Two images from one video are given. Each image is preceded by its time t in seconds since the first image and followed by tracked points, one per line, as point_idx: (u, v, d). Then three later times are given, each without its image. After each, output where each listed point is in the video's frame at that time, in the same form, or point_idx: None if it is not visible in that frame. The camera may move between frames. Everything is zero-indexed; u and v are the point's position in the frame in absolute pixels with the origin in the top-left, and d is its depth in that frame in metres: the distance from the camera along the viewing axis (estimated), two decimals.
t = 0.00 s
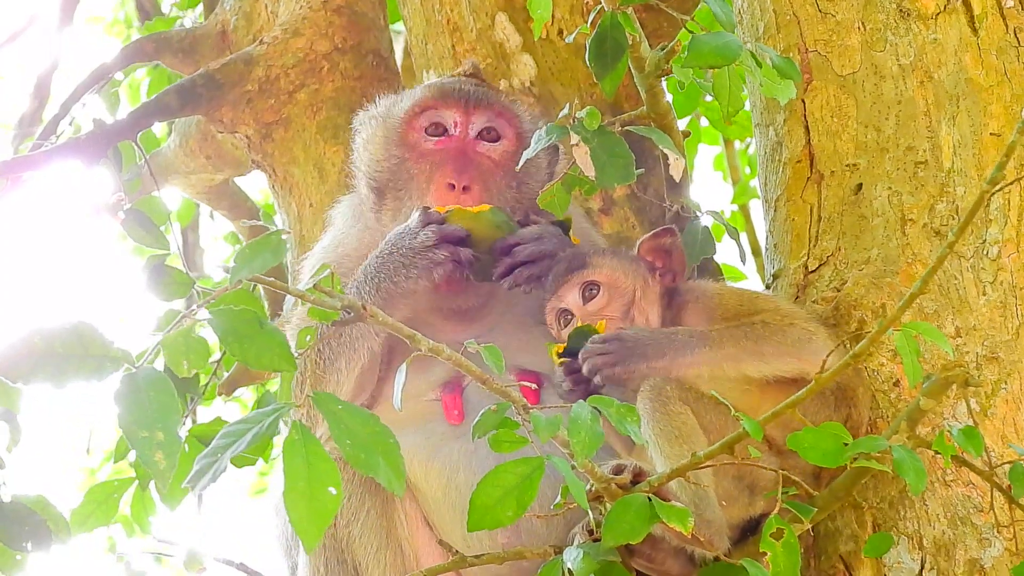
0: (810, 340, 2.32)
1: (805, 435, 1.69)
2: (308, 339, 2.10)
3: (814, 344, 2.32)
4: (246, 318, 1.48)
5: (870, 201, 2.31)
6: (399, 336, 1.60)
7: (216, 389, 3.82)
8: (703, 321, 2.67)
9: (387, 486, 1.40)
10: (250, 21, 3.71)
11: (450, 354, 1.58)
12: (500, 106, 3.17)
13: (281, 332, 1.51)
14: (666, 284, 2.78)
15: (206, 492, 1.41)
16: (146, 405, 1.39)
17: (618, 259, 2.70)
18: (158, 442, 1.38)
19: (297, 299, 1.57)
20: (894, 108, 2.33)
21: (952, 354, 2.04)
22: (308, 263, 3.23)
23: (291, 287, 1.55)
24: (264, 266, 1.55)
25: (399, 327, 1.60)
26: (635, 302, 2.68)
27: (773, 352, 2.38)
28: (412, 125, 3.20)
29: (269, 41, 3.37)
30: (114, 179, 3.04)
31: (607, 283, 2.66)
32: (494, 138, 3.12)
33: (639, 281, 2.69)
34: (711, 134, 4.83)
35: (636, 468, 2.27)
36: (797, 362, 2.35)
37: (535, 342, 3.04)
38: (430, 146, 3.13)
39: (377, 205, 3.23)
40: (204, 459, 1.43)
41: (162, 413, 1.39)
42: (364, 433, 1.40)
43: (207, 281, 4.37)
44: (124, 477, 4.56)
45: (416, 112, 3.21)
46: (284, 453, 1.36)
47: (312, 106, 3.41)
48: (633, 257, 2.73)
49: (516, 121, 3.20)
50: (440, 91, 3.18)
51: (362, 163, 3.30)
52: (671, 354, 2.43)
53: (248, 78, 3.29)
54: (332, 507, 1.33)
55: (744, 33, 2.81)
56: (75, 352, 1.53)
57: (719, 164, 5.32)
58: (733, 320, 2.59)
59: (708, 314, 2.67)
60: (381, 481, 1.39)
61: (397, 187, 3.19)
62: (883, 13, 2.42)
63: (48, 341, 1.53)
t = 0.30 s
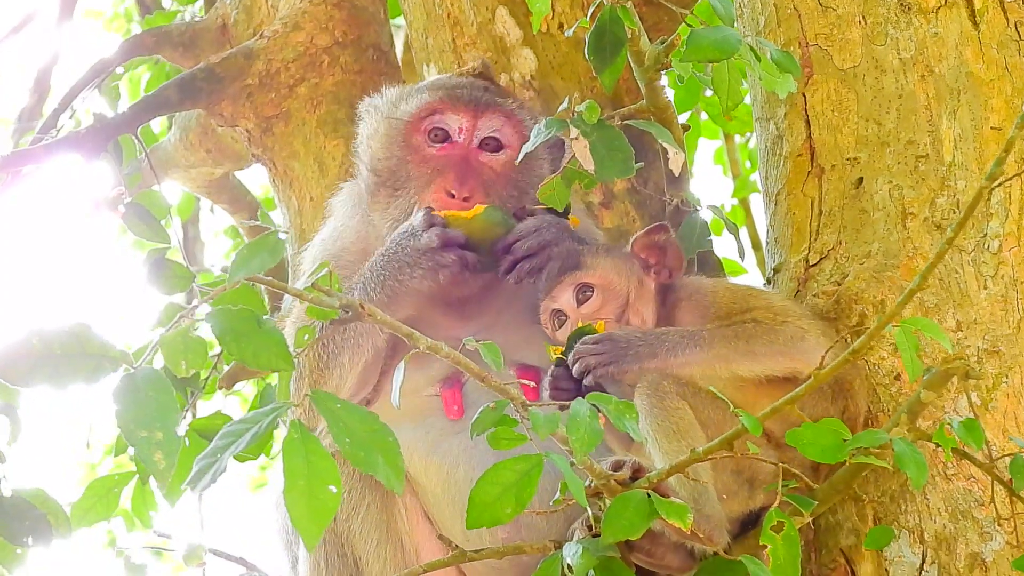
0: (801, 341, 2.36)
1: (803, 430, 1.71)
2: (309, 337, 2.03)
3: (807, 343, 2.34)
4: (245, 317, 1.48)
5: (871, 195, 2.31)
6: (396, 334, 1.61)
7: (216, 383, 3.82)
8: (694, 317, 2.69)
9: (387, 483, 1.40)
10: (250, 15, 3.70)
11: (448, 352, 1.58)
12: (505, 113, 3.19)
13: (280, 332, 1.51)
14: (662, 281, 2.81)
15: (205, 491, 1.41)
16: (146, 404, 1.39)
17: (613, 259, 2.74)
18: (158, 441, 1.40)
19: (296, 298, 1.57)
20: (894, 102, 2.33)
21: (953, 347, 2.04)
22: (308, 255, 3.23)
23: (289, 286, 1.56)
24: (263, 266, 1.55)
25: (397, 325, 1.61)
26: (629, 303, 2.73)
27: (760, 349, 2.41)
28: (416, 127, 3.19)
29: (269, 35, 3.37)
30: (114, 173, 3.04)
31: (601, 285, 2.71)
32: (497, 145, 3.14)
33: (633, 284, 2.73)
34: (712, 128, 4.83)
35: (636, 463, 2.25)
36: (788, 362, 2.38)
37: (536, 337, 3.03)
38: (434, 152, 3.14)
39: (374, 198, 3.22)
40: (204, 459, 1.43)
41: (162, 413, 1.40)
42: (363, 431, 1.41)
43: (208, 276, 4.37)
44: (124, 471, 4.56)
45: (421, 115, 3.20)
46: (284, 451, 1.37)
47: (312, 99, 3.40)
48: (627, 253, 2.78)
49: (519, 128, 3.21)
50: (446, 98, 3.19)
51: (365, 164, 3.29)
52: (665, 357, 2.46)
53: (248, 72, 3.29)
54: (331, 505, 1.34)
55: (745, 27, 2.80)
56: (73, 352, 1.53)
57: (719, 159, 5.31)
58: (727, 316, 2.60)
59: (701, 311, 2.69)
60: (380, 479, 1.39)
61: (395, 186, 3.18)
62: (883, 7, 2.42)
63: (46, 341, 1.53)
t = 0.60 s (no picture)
0: (791, 336, 2.31)
1: (802, 434, 1.70)
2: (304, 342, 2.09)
3: (799, 338, 2.30)
4: (240, 327, 1.48)
5: (872, 190, 2.31)
6: (394, 341, 1.60)
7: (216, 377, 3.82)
8: (684, 313, 2.67)
9: (385, 492, 1.40)
10: (251, 9, 3.69)
11: (446, 357, 1.58)
12: (487, 109, 3.16)
13: (275, 341, 1.51)
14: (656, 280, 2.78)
15: (204, 499, 1.43)
16: (141, 413, 1.40)
17: (608, 262, 2.70)
18: (152, 452, 1.39)
19: (292, 306, 1.57)
20: (895, 97, 2.33)
21: (952, 343, 2.04)
22: (310, 252, 3.27)
23: (287, 295, 1.57)
24: (259, 275, 1.55)
25: (395, 332, 1.60)
26: (624, 306, 2.71)
27: (751, 350, 2.37)
28: (401, 138, 3.17)
29: (269, 29, 3.36)
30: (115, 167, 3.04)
31: (596, 288, 2.68)
32: (483, 141, 3.14)
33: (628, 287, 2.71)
34: (712, 122, 4.83)
35: (634, 464, 2.25)
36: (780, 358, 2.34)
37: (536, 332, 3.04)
38: (421, 159, 3.13)
39: (372, 206, 3.22)
40: (202, 469, 1.44)
41: (156, 423, 1.40)
42: (360, 440, 1.41)
43: (208, 270, 4.37)
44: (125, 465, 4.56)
45: (403, 124, 3.18)
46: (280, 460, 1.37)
47: (313, 94, 3.40)
48: (620, 253, 2.75)
49: (505, 120, 3.17)
50: (422, 102, 3.16)
51: (362, 176, 3.28)
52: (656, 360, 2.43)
53: (248, 66, 3.29)
54: (329, 515, 1.35)
55: (745, 22, 2.80)
56: (71, 361, 1.52)
57: (720, 153, 5.31)
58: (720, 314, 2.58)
59: (691, 306, 2.66)
60: (378, 488, 1.39)
61: (392, 199, 3.19)
62: (884, 3, 2.42)
63: (43, 351, 1.52)
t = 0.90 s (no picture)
0: (786, 339, 2.32)
1: (806, 434, 1.70)
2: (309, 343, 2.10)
3: (794, 339, 2.31)
4: (246, 328, 1.48)
5: (871, 191, 2.30)
6: (398, 341, 1.60)
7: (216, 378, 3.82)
8: (682, 312, 2.63)
9: (391, 493, 1.40)
10: (251, 10, 3.69)
11: (450, 358, 1.58)
12: (454, 98, 3.29)
13: (283, 342, 1.51)
14: (659, 275, 2.77)
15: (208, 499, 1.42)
16: (147, 415, 1.39)
17: (612, 245, 2.79)
18: (161, 452, 1.38)
19: (299, 307, 1.57)
20: (894, 98, 2.33)
21: (953, 343, 2.04)
22: (312, 258, 3.26)
23: (292, 296, 1.57)
24: (265, 277, 1.55)
25: (399, 333, 1.60)
26: (623, 289, 2.72)
27: (745, 355, 2.37)
28: (378, 141, 3.24)
29: (269, 30, 3.36)
30: (114, 167, 3.04)
31: (597, 267, 2.75)
32: (456, 130, 3.27)
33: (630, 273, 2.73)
34: (711, 122, 4.83)
35: (637, 465, 2.24)
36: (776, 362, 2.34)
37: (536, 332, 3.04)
38: (401, 158, 3.21)
39: (361, 213, 3.29)
40: (208, 468, 1.44)
41: (165, 424, 1.40)
42: (366, 442, 1.41)
43: (208, 270, 4.37)
44: (124, 465, 4.56)
45: (377, 127, 3.25)
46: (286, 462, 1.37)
47: (312, 94, 3.40)
48: (629, 242, 2.80)
49: (474, 106, 3.32)
50: (388, 104, 3.23)
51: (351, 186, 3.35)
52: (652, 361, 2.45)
53: (248, 66, 3.28)
54: (335, 517, 1.35)
55: (745, 23, 2.80)
56: (77, 362, 1.53)
57: (718, 152, 5.32)
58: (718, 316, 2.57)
59: (688, 305, 2.63)
60: (385, 489, 1.40)
61: (381, 201, 3.25)
62: (884, 3, 2.42)
63: (48, 351, 1.52)
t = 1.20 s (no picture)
0: (791, 344, 2.26)
1: (810, 432, 1.72)
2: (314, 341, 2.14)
3: (800, 344, 2.24)
4: (253, 323, 1.48)
5: (873, 191, 2.30)
6: (404, 339, 1.59)
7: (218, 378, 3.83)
8: (686, 314, 2.56)
9: (396, 487, 1.41)
10: (251, 11, 3.69)
11: (455, 355, 1.57)
12: (426, 91, 3.32)
13: (288, 336, 1.51)
14: (667, 275, 2.75)
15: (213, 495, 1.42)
16: (153, 408, 1.39)
17: (622, 243, 2.83)
18: (168, 447, 1.39)
19: (304, 302, 1.57)
20: (896, 98, 2.33)
21: (955, 343, 2.04)
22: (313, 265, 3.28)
23: (298, 292, 1.57)
24: (271, 272, 1.55)
25: (405, 330, 1.60)
26: (626, 286, 2.74)
27: (752, 364, 2.30)
28: (361, 146, 3.30)
29: (269, 31, 3.34)
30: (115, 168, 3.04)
31: (603, 262, 2.80)
32: (432, 120, 3.29)
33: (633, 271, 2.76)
34: (711, 121, 4.83)
35: (641, 463, 2.24)
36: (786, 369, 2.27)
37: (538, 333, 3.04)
38: (382, 158, 3.25)
39: (357, 218, 3.32)
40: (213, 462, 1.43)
41: (172, 418, 1.40)
42: (373, 436, 1.41)
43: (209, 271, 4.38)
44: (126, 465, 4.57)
45: (356, 132, 3.30)
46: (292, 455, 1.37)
47: (313, 95, 3.40)
48: (642, 241, 2.81)
49: (448, 96, 3.35)
50: (361, 106, 3.29)
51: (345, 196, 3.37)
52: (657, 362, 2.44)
53: (249, 67, 3.27)
54: (342, 511, 1.34)
55: (746, 23, 2.80)
56: (81, 356, 1.53)
57: (718, 151, 5.32)
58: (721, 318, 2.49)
59: (693, 308, 2.55)
60: (390, 483, 1.40)
61: (372, 204, 3.27)
62: (885, 3, 2.43)
63: (53, 346, 1.53)
